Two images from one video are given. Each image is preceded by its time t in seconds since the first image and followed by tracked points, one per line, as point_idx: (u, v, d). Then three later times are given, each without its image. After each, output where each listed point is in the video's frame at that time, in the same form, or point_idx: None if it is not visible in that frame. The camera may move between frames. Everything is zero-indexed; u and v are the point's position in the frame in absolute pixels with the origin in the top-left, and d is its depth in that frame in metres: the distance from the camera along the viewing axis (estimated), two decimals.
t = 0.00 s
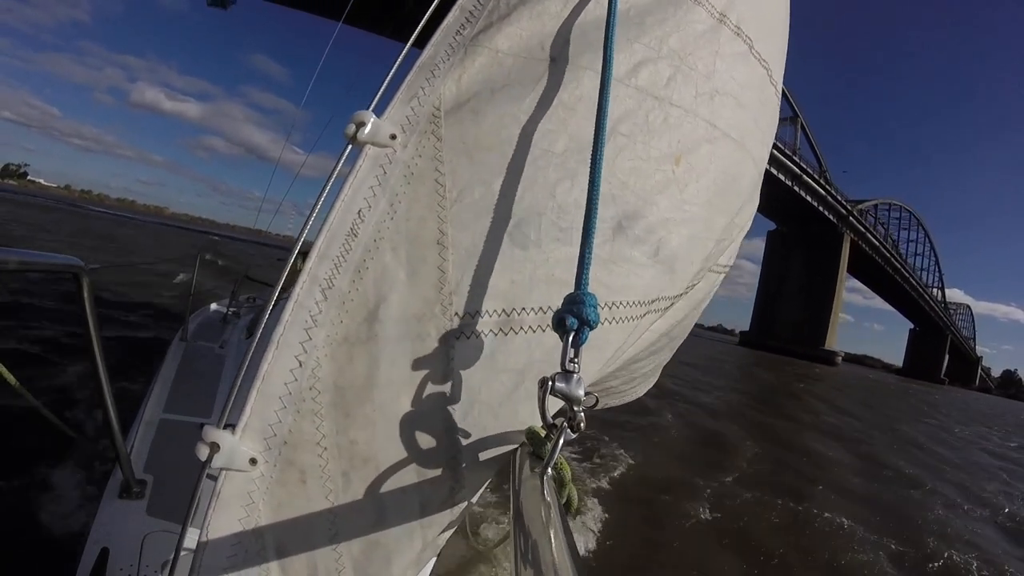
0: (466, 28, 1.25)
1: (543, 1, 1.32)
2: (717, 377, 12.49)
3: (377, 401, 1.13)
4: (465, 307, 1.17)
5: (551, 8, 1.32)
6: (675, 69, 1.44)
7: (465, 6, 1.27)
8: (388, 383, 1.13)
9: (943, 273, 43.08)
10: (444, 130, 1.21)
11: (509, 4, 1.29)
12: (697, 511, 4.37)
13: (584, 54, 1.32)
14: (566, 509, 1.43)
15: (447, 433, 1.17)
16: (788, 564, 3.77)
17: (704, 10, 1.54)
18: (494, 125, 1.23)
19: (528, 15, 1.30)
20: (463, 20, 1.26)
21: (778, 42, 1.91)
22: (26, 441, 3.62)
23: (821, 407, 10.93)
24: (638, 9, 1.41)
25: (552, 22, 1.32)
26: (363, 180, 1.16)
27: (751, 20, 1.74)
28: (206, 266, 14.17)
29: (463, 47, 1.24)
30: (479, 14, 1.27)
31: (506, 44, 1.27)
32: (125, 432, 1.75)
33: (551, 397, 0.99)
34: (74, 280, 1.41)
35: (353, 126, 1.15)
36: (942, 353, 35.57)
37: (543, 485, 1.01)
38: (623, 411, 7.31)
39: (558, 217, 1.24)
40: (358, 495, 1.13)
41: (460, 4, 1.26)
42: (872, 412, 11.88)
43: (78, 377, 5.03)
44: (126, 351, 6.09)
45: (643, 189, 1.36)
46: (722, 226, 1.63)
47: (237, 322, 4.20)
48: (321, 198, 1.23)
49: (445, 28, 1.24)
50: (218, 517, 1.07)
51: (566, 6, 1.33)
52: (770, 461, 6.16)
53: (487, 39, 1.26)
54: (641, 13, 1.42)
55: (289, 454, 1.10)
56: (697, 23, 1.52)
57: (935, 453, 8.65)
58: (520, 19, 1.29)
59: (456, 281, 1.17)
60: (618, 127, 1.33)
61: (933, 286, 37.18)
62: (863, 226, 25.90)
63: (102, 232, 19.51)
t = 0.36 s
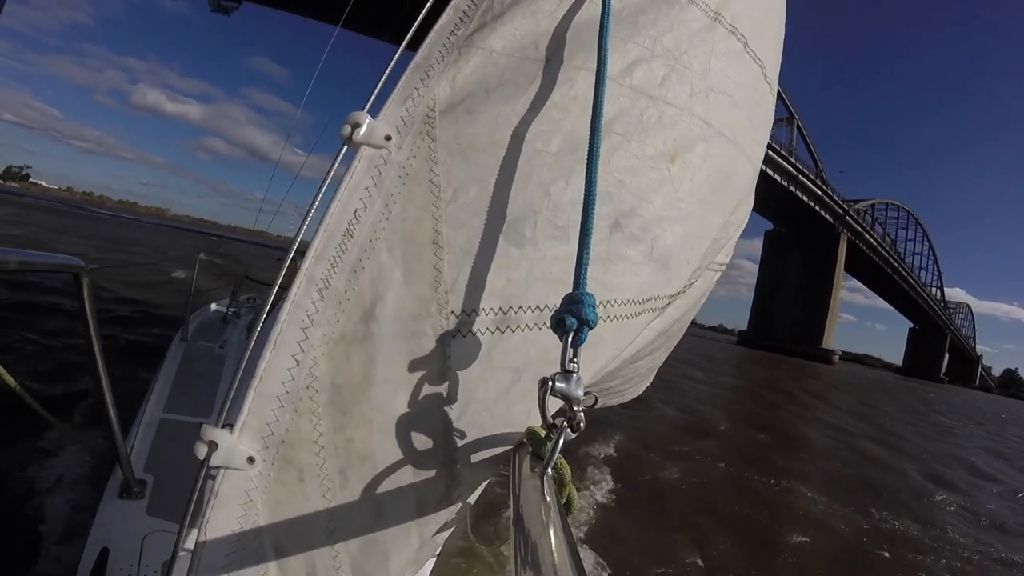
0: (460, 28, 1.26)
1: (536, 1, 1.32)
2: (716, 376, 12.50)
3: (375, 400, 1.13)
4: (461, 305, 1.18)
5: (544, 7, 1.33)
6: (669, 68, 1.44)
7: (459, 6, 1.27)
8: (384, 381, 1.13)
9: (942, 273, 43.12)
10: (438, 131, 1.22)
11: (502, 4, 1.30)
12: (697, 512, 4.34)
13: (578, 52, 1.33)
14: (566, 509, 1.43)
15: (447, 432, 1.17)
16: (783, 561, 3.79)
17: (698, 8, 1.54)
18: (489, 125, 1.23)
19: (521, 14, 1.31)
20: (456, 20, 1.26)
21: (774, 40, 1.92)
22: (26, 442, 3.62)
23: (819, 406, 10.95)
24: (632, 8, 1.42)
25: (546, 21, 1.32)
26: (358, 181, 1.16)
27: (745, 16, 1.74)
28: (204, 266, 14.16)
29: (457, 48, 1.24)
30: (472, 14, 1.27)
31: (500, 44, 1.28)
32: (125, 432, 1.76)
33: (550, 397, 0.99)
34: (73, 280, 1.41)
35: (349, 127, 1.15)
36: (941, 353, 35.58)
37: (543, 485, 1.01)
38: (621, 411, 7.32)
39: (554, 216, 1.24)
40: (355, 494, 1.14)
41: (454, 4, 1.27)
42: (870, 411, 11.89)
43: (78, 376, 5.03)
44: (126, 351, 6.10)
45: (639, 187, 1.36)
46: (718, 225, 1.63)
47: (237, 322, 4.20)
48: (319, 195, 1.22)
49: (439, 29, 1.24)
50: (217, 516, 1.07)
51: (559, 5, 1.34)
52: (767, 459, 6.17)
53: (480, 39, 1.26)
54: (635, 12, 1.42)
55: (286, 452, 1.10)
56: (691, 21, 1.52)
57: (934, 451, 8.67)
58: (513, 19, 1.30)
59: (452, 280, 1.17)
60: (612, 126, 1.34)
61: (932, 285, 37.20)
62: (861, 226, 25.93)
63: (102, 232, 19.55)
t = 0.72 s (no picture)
0: (448, 46, 1.27)
1: (522, 19, 1.33)
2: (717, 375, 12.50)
3: (371, 399, 1.13)
4: (455, 305, 1.17)
5: (530, 25, 1.34)
6: (654, 78, 1.45)
7: (446, 25, 1.29)
8: (379, 380, 1.13)
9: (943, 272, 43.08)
10: (428, 143, 1.22)
11: (490, 21, 1.32)
12: (696, 512, 4.33)
13: (563, 67, 1.33)
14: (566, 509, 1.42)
15: (444, 430, 1.17)
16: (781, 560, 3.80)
17: (683, 21, 1.55)
18: (475, 140, 1.23)
19: (507, 33, 1.31)
20: (444, 39, 1.28)
21: (767, 43, 1.92)
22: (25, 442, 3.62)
23: (819, 405, 10.94)
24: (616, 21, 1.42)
25: (531, 38, 1.33)
26: (352, 191, 1.17)
27: (733, 25, 1.74)
28: (206, 266, 14.17)
29: (446, 65, 1.26)
30: (459, 32, 1.29)
31: (487, 59, 1.29)
32: (124, 433, 1.76)
33: (551, 397, 0.99)
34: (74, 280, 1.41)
35: (343, 139, 1.17)
36: (942, 352, 35.53)
37: (543, 484, 1.01)
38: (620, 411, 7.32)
39: (540, 221, 1.23)
40: (350, 492, 1.14)
41: (441, 24, 1.29)
42: (871, 410, 11.88)
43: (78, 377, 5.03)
44: (126, 351, 6.10)
45: (629, 191, 1.36)
46: (716, 228, 1.62)
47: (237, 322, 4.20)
48: (316, 199, 1.23)
49: (428, 46, 1.26)
50: (217, 512, 1.08)
51: (543, 22, 1.35)
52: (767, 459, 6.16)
53: (468, 55, 1.27)
54: (619, 24, 1.43)
55: (284, 449, 1.11)
56: (677, 32, 1.52)
57: (934, 451, 8.65)
58: (499, 36, 1.30)
59: (444, 282, 1.17)
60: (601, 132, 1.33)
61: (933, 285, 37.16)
62: (861, 225, 25.91)
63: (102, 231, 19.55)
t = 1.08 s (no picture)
0: (447, 44, 1.28)
1: (521, 17, 1.34)
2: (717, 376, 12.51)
3: (368, 397, 1.13)
4: (453, 305, 1.17)
5: (528, 22, 1.34)
6: (653, 79, 1.44)
7: (446, 22, 1.29)
8: (376, 380, 1.13)
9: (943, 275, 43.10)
10: (427, 141, 1.22)
11: (489, 20, 1.32)
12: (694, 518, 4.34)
13: (562, 65, 1.32)
14: (566, 509, 1.43)
15: (441, 430, 1.17)
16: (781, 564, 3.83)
17: (683, 19, 1.55)
18: (474, 136, 1.23)
19: (506, 31, 1.32)
20: (443, 36, 1.28)
21: (768, 43, 1.92)
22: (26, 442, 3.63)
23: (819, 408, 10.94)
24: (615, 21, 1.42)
25: (529, 35, 1.33)
26: (349, 191, 1.17)
27: (732, 27, 1.74)
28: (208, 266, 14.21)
29: (444, 63, 1.26)
30: (459, 30, 1.29)
31: (485, 57, 1.28)
32: (124, 434, 1.76)
33: (551, 397, 0.99)
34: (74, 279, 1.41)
35: (342, 138, 1.17)
36: (942, 355, 35.54)
37: (543, 484, 1.01)
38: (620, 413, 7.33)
39: (537, 221, 1.23)
40: (348, 491, 1.14)
41: (441, 21, 1.29)
42: (871, 413, 11.89)
43: (79, 377, 5.04)
44: (128, 351, 6.11)
45: (629, 191, 1.35)
46: (721, 228, 1.62)
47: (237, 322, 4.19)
48: (314, 197, 1.22)
49: (427, 43, 1.26)
50: (214, 512, 1.08)
51: (542, 19, 1.35)
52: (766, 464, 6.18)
53: (466, 54, 1.27)
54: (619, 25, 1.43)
55: (281, 448, 1.10)
56: (675, 32, 1.52)
57: (934, 456, 8.65)
58: (498, 34, 1.31)
59: (441, 282, 1.17)
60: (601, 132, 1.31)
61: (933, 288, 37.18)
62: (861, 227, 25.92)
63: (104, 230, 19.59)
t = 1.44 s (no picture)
0: (437, 39, 1.26)
1: (511, 9, 1.31)
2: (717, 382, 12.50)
3: (358, 392, 1.12)
4: (444, 298, 1.15)
5: (519, 15, 1.32)
6: (651, 68, 1.43)
7: (436, 18, 1.28)
8: (366, 375, 1.12)
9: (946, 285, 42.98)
10: (418, 137, 1.21)
11: (479, 13, 1.30)
12: (687, 531, 4.31)
13: (554, 56, 1.31)
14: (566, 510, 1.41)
15: (434, 425, 1.15)
16: None
17: (680, 9, 1.53)
18: (465, 129, 1.21)
19: (497, 23, 1.30)
20: (434, 32, 1.27)
21: (767, 37, 1.90)
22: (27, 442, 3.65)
23: (818, 416, 10.92)
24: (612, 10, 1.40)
25: (521, 27, 1.31)
26: (340, 185, 1.16)
27: (731, 19, 1.71)
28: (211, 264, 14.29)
29: (435, 58, 1.24)
30: (450, 25, 1.28)
31: (477, 51, 1.27)
32: (124, 435, 1.76)
33: (551, 396, 0.99)
34: (75, 279, 1.42)
35: (332, 135, 1.16)
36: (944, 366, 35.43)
37: (543, 485, 1.00)
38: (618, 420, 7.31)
39: (530, 212, 1.20)
40: (339, 486, 1.13)
41: (431, 17, 1.28)
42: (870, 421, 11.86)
43: (80, 377, 5.06)
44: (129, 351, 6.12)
45: (629, 179, 1.33)
46: (721, 220, 1.63)
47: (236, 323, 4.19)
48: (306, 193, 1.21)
49: (417, 40, 1.25)
50: (205, 507, 1.08)
51: (534, 11, 1.33)
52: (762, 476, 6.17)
53: (457, 48, 1.26)
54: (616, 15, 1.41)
55: (271, 443, 1.11)
56: (673, 22, 1.50)
57: (932, 468, 8.64)
58: (489, 28, 1.29)
59: (433, 275, 1.15)
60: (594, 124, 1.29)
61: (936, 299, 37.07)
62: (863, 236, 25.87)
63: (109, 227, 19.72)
